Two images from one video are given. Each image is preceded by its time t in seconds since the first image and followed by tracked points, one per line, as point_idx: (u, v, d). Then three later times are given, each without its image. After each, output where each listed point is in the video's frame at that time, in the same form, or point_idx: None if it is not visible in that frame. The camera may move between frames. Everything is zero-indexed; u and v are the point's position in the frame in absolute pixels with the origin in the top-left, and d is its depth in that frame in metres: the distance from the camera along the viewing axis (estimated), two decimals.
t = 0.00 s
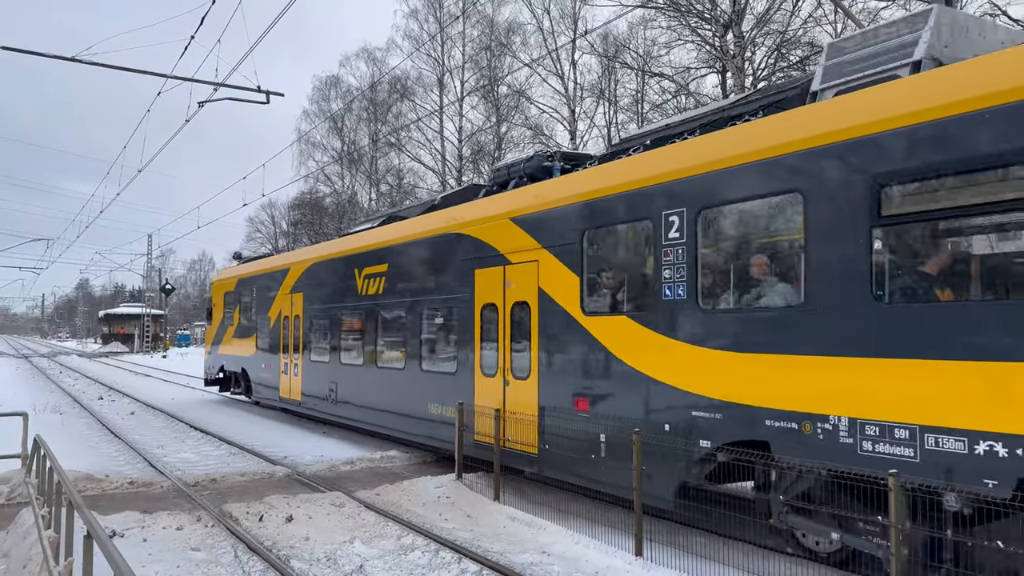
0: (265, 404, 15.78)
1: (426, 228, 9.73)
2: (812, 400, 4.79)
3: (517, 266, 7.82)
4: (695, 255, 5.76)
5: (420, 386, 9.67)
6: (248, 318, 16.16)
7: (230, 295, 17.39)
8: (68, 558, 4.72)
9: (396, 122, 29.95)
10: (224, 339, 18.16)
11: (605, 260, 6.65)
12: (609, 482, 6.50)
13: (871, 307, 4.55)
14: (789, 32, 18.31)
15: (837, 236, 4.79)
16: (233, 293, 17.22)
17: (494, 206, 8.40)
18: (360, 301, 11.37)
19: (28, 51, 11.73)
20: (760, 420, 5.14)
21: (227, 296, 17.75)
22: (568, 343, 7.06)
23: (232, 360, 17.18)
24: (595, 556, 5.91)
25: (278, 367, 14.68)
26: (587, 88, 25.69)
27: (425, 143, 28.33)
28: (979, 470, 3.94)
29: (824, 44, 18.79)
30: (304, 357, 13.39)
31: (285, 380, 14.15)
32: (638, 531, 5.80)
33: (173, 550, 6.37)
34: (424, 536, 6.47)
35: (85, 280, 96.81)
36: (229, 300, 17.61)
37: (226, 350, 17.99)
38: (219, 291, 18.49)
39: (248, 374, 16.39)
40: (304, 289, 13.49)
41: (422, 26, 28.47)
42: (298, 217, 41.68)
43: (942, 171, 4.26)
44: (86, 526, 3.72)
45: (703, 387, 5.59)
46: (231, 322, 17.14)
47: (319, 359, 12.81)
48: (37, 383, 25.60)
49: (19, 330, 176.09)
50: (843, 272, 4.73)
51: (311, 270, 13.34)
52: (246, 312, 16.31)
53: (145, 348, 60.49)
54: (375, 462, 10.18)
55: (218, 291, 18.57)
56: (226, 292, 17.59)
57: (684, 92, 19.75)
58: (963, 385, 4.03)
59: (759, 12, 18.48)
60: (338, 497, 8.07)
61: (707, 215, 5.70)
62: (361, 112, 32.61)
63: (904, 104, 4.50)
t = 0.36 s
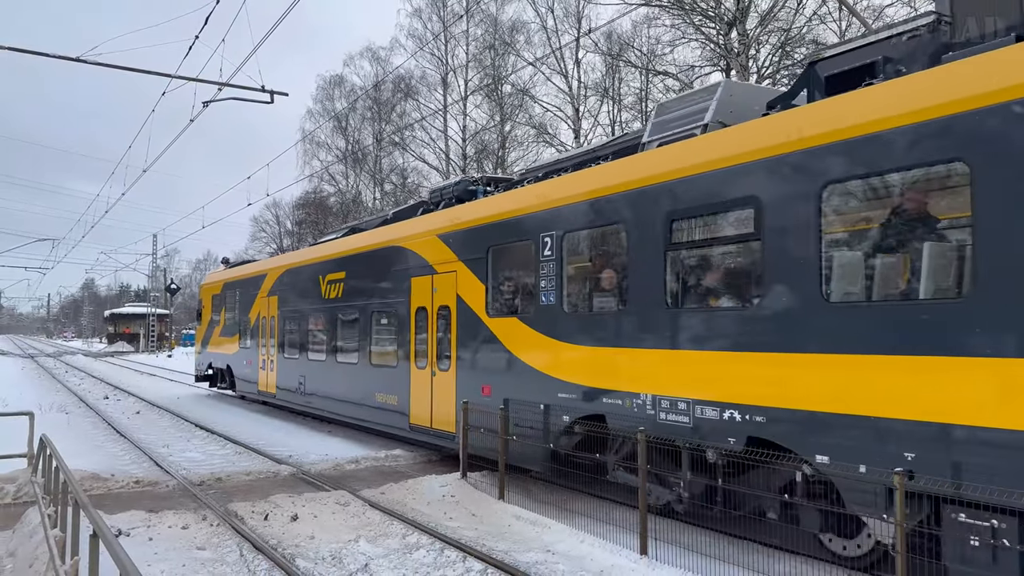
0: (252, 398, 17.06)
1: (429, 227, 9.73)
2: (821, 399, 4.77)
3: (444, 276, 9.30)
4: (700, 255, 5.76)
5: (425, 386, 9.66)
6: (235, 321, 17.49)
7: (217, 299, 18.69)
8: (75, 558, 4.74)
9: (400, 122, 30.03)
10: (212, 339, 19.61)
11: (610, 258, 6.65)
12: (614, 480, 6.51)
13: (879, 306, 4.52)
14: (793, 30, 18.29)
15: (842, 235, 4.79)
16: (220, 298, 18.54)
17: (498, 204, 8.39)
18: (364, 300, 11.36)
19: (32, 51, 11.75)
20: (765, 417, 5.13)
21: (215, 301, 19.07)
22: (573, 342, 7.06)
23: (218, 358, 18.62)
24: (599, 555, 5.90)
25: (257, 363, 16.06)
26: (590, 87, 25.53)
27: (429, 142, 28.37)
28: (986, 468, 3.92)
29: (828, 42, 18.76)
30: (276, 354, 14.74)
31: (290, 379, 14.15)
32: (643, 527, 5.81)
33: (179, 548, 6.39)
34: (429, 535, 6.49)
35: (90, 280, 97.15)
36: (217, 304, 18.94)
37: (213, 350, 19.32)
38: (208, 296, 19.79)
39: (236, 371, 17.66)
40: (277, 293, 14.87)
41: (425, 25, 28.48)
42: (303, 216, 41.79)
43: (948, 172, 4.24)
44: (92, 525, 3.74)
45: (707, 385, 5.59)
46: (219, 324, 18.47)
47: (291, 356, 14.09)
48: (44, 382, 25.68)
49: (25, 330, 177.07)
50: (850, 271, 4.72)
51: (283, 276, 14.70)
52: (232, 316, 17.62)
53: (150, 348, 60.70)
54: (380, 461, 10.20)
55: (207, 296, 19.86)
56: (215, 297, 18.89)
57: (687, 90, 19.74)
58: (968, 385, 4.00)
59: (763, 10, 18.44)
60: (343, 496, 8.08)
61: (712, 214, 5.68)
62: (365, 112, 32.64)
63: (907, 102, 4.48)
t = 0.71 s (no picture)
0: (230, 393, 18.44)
1: (429, 226, 9.73)
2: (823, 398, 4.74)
3: (382, 283, 10.75)
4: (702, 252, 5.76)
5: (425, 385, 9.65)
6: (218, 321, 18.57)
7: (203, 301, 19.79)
8: (76, 557, 4.74)
9: (401, 120, 30.04)
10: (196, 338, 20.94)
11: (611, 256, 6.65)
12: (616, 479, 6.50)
13: (883, 305, 4.50)
14: (794, 28, 18.27)
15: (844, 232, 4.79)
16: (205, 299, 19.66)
17: (499, 203, 8.37)
18: (364, 300, 11.36)
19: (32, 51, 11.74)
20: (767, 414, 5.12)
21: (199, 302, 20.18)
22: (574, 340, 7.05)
23: (202, 356, 19.82)
24: (600, 553, 5.90)
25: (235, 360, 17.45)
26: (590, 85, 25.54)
27: (430, 141, 28.36)
28: (986, 467, 3.92)
29: (828, 39, 18.74)
30: (250, 351, 16.13)
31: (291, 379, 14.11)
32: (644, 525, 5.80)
33: (180, 547, 6.40)
34: (431, 533, 6.49)
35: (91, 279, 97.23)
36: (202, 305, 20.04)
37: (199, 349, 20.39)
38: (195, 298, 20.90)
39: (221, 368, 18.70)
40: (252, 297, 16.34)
41: (426, 24, 28.46)
42: (304, 215, 41.81)
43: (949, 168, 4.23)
44: (93, 525, 3.73)
45: (708, 382, 5.59)
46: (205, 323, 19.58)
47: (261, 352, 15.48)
48: (45, 381, 25.67)
49: (23, 330, 179.57)
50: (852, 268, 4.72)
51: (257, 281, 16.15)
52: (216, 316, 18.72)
53: (151, 347, 60.76)
54: (381, 459, 10.20)
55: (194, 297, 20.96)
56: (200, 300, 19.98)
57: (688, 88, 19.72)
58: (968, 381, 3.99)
59: (763, 8, 18.40)
60: (345, 494, 8.09)
61: (716, 213, 5.65)
62: (366, 111, 32.61)
63: (910, 98, 4.46)
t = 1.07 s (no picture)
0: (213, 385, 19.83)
1: (427, 224, 9.74)
2: (821, 395, 4.76)
3: (335, 288, 12.27)
4: (702, 248, 5.76)
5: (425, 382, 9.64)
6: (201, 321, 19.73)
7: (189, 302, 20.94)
8: (74, 557, 4.73)
9: (399, 119, 30.00)
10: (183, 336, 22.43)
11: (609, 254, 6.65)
12: (615, 476, 6.48)
13: (884, 302, 4.52)
14: (792, 25, 18.25)
15: (842, 230, 4.79)
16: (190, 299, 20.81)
17: (495, 202, 8.40)
18: (364, 298, 11.35)
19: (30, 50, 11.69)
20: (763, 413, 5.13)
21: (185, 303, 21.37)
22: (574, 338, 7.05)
23: (190, 354, 20.90)
24: (599, 550, 5.90)
25: (216, 357, 18.63)
26: (587, 83, 25.47)
27: (428, 139, 28.32)
28: (984, 465, 3.92)
29: (826, 37, 18.72)
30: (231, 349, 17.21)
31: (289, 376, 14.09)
32: (643, 523, 5.80)
33: (179, 546, 6.39)
34: (429, 531, 6.49)
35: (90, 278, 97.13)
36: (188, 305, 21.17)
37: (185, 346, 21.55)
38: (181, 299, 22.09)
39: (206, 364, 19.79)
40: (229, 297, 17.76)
41: (423, 22, 28.41)
42: (302, 214, 41.75)
43: (946, 165, 4.24)
44: (92, 524, 3.72)
45: (706, 380, 5.59)
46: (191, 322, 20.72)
47: (235, 348, 16.83)
48: (43, 381, 25.64)
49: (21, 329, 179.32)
50: (849, 265, 4.74)
51: (236, 282, 17.53)
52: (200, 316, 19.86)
53: (150, 346, 60.68)
54: (380, 458, 10.20)
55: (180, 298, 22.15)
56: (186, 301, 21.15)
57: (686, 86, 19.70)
58: (965, 377, 4.02)
59: (760, 6, 18.37)
60: (343, 493, 8.08)
61: (715, 209, 5.67)
62: (364, 110, 32.55)
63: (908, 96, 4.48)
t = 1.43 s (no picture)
0: (200, 382, 20.87)
1: (425, 222, 9.75)
2: (822, 393, 4.75)
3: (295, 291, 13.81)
4: (700, 246, 5.75)
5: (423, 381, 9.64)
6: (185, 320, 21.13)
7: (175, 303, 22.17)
8: (73, 555, 4.72)
9: (398, 117, 29.99)
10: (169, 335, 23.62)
11: (607, 252, 6.65)
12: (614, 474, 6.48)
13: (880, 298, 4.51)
14: (791, 23, 18.25)
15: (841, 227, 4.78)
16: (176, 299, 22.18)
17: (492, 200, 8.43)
18: (363, 297, 11.34)
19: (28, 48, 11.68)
20: (763, 411, 5.13)
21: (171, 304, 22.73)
22: (574, 337, 7.04)
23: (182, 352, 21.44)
24: (598, 549, 5.90)
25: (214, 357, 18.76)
26: (587, 81, 25.46)
27: (427, 138, 28.31)
28: (986, 462, 3.91)
29: (826, 35, 18.72)
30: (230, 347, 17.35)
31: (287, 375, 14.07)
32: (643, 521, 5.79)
33: (178, 545, 6.38)
34: (428, 530, 6.49)
35: (88, 277, 97.07)
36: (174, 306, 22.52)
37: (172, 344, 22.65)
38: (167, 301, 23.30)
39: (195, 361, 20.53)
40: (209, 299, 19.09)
41: (422, 20, 28.40)
42: (301, 212, 41.77)
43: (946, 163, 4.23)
44: (90, 523, 3.71)
45: (705, 378, 5.59)
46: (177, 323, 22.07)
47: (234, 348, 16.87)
48: (42, 379, 25.68)
49: (20, 328, 179.28)
50: (849, 263, 4.72)
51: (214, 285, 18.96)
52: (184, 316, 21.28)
53: (148, 344, 60.67)
54: (379, 456, 10.19)
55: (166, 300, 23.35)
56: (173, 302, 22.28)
57: (685, 84, 19.70)
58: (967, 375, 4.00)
59: (760, 4, 18.38)
60: (343, 491, 8.08)
61: (711, 206, 5.66)
62: (362, 108, 32.52)
63: (904, 93, 4.48)
